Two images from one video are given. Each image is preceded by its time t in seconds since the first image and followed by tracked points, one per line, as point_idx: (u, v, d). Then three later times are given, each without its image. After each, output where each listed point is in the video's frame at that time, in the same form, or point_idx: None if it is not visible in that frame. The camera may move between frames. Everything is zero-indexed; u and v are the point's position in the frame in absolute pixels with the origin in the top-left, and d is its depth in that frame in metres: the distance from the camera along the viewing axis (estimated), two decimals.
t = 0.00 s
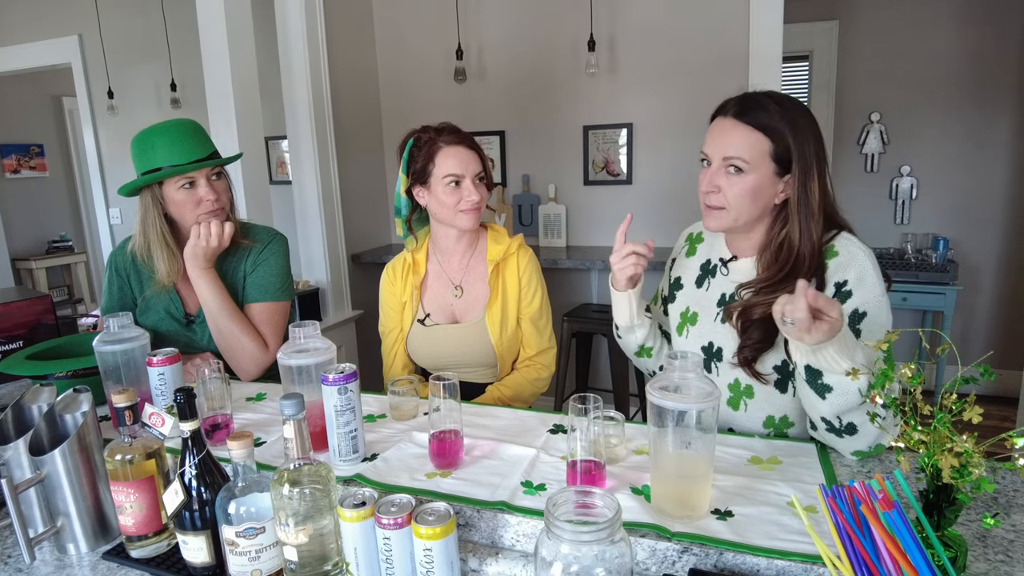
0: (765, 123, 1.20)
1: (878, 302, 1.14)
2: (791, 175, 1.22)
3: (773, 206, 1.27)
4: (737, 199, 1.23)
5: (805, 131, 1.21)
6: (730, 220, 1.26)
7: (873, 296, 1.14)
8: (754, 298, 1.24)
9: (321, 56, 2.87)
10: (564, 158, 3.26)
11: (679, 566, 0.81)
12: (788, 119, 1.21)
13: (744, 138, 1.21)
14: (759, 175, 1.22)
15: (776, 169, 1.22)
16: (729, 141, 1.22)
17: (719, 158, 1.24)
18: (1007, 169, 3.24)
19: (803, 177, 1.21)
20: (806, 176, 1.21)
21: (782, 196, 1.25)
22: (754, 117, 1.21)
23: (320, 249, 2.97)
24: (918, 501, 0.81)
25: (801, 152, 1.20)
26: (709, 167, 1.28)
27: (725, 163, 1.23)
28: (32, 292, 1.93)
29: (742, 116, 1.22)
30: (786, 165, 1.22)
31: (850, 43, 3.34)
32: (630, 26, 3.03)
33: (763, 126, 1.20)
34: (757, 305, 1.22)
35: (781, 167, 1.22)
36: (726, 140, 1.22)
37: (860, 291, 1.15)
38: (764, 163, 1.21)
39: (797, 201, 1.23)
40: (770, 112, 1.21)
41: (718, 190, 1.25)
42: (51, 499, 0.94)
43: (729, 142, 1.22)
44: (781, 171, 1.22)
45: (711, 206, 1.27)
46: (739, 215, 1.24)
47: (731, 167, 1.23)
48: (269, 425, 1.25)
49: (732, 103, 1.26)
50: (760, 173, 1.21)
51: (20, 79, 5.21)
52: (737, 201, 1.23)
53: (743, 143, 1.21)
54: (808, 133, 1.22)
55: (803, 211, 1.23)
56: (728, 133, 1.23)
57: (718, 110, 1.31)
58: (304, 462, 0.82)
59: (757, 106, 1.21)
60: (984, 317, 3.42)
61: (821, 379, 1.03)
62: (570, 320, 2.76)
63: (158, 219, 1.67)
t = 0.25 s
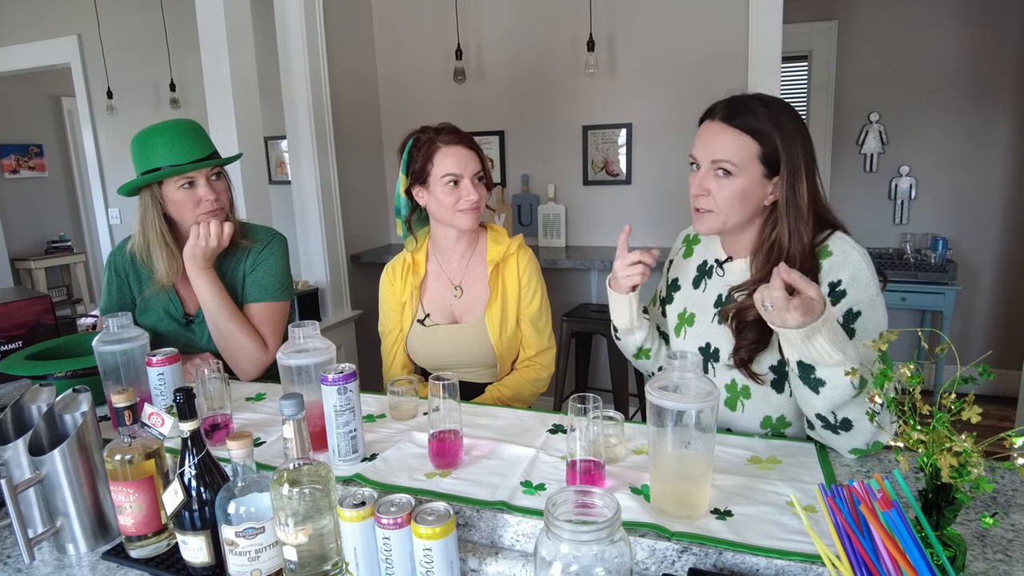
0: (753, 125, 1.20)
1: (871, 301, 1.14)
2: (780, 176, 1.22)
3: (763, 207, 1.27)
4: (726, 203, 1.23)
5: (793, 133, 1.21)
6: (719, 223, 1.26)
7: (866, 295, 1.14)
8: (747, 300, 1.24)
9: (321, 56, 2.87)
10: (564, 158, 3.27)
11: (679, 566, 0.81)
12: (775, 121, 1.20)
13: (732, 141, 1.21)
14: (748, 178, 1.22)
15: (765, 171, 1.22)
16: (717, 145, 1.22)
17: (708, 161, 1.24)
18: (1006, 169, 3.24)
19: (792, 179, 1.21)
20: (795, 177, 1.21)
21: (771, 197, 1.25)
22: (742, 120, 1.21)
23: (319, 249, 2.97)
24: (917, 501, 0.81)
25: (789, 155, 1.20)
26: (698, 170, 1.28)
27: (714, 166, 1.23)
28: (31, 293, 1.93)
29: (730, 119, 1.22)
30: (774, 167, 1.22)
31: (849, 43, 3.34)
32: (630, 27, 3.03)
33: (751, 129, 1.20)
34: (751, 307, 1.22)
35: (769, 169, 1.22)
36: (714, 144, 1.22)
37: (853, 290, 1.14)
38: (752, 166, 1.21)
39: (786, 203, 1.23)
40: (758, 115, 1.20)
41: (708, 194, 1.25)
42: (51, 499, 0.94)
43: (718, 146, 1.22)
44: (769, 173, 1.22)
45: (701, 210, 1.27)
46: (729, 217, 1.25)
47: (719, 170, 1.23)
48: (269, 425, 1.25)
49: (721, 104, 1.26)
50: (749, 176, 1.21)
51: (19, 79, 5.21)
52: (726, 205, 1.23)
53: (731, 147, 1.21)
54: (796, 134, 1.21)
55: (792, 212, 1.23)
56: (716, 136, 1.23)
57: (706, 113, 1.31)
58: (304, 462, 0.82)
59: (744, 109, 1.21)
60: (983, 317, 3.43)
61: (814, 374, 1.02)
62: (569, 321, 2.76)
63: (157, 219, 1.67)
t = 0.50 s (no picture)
0: (745, 125, 1.21)
1: (872, 301, 1.15)
2: (773, 176, 1.22)
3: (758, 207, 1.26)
4: (720, 202, 1.23)
5: (786, 133, 1.21)
6: (714, 222, 1.26)
7: (867, 296, 1.15)
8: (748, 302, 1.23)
9: (320, 56, 2.87)
10: (563, 158, 3.27)
11: (678, 566, 0.81)
12: (768, 121, 1.20)
13: (724, 140, 1.21)
14: (741, 177, 1.22)
15: (758, 170, 1.22)
16: (710, 145, 1.22)
17: (701, 161, 1.24)
18: (1006, 169, 3.24)
19: (785, 178, 1.21)
20: (788, 177, 1.21)
21: (766, 198, 1.25)
22: (734, 121, 1.21)
23: (318, 249, 2.98)
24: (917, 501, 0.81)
25: (782, 154, 1.20)
26: (692, 171, 1.28)
27: (707, 166, 1.23)
28: (31, 293, 1.93)
29: (722, 119, 1.23)
30: (767, 167, 1.21)
31: (848, 43, 3.35)
32: (629, 27, 3.03)
33: (743, 129, 1.20)
34: (752, 310, 1.21)
35: (763, 168, 1.22)
36: (707, 144, 1.23)
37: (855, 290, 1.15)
38: (746, 165, 1.21)
39: (781, 202, 1.23)
40: (750, 115, 1.21)
41: (702, 194, 1.25)
42: (51, 500, 0.94)
43: (711, 146, 1.22)
44: (763, 172, 1.22)
45: (697, 210, 1.28)
46: (724, 218, 1.25)
47: (712, 170, 1.23)
48: (268, 426, 1.25)
49: (714, 107, 1.27)
50: (742, 175, 1.21)
51: (19, 79, 5.21)
52: (720, 205, 1.23)
53: (724, 146, 1.21)
54: (790, 135, 1.21)
55: (787, 212, 1.23)
56: (709, 137, 1.23)
57: (700, 116, 1.32)
58: (304, 462, 0.82)
59: (736, 110, 1.22)
60: (982, 317, 3.43)
61: (818, 374, 1.03)
62: (569, 321, 2.76)
63: (157, 219, 1.67)
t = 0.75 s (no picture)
0: (747, 123, 1.22)
1: (879, 303, 1.15)
2: (777, 172, 1.22)
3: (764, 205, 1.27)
4: (725, 198, 1.23)
5: (788, 130, 1.22)
6: (720, 219, 1.26)
7: (875, 299, 1.15)
8: (753, 305, 1.26)
9: (320, 56, 2.87)
10: (563, 159, 3.27)
11: (679, 566, 0.81)
12: (769, 117, 1.22)
13: (726, 137, 1.22)
14: (745, 173, 1.22)
15: (762, 165, 1.22)
16: (713, 142, 1.23)
17: (705, 158, 1.25)
18: (1005, 169, 3.24)
19: (789, 173, 1.22)
20: (792, 172, 1.22)
21: (772, 195, 1.25)
22: (736, 119, 1.23)
23: (318, 249, 2.98)
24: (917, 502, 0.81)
25: (785, 150, 1.21)
26: (696, 170, 1.29)
27: (710, 162, 1.24)
28: (30, 294, 1.93)
29: (724, 117, 1.24)
30: (771, 162, 1.22)
31: (848, 43, 3.35)
32: (629, 27, 3.03)
33: (745, 126, 1.22)
34: (756, 313, 1.24)
35: (767, 163, 1.22)
36: (710, 141, 1.24)
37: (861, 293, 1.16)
38: (749, 160, 1.22)
39: (787, 198, 1.23)
40: (751, 112, 1.22)
41: (706, 191, 1.26)
42: (51, 501, 0.94)
43: (713, 143, 1.23)
44: (767, 167, 1.22)
45: (701, 209, 1.28)
46: (730, 215, 1.25)
47: (716, 166, 1.24)
48: (269, 426, 1.25)
49: (714, 108, 1.28)
50: (746, 170, 1.22)
51: (19, 79, 5.21)
52: (726, 201, 1.23)
53: (727, 143, 1.22)
54: (792, 132, 1.23)
55: (791, 207, 1.23)
56: (711, 136, 1.24)
57: (701, 118, 1.33)
58: (305, 463, 0.82)
59: (737, 108, 1.23)
60: (981, 317, 3.43)
61: (816, 356, 1.05)
62: (569, 321, 2.76)
63: (158, 220, 1.67)
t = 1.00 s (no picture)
0: (754, 125, 1.22)
1: (882, 304, 1.16)
2: (784, 173, 1.22)
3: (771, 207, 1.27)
4: (732, 201, 1.23)
5: (795, 131, 1.22)
6: (727, 221, 1.26)
7: (879, 300, 1.16)
8: (758, 306, 1.25)
9: (320, 56, 2.87)
10: (563, 159, 3.27)
11: (680, 566, 0.81)
12: (776, 119, 1.22)
13: (733, 138, 1.22)
14: (752, 175, 1.22)
15: (769, 167, 1.22)
16: (719, 144, 1.23)
17: (711, 161, 1.25)
18: (1004, 169, 3.25)
19: (796, 175, 1.22)
20: (799, 174, 1.22)
21: (778, 197, 1.25)
22: (742, 120, 1.23)
23: (318, 250, 2.98)
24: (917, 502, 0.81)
25: (791, 152, 1.21)
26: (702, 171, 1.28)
27: (717, 164, 1.24)
28: (30, 294, 1.94)
29: (730, 119, 1.24)
30: (779, 164, 1.22)
31: (847, 44, 3.35)
32: (628, 27, 3.03)
33: (752, 127, 1.22)
34: (761, 315, 1.23)
35: (774, 165, 1.22)
36: (716, 143, 1.23)
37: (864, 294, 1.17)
38: (756, 161, 1.22)
39: (794, 200, 1.23)
40: (758, 114, 1.22)
41: (713, 194, 1.26)
42: (52, 501, 0.94)
43: (720, 145, 1.23)
44: (774, 169, 1.22)
45: (708, 211, 1.28)
46: (737, 217, 1.25)
47: (723, 168, 1.23)
48: (270, 427, 1.25)
49: (720, 110, 1.28)
50: (753, 172, 1.22)
51: (19, 79, 5.21)
52: (733, 203, 1.23)
53: (733, 145, 1.22)
54: (798, 133, 1.23)
55: (798, 210, 1.23)
56: (718, 138, 1.24)
57: (707, 119, 1.33)
58: (305, 463, 0.82)
59: (743, 110, 1.23)
60: (980, 317, 3.44)
61: (811, 352, 1.06)
62: (568, 321, 2.76)
63: (158, 221, 1.67)
